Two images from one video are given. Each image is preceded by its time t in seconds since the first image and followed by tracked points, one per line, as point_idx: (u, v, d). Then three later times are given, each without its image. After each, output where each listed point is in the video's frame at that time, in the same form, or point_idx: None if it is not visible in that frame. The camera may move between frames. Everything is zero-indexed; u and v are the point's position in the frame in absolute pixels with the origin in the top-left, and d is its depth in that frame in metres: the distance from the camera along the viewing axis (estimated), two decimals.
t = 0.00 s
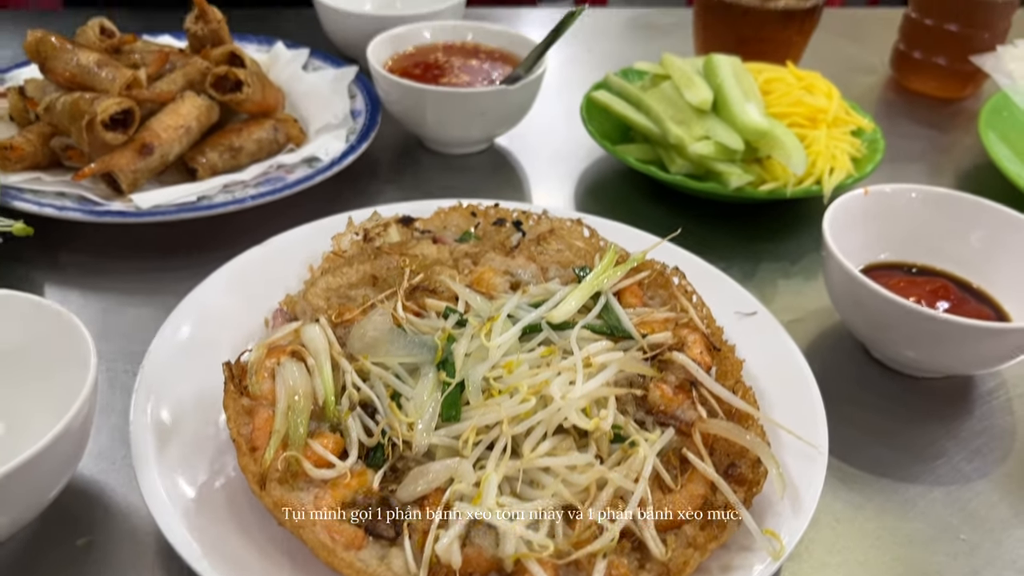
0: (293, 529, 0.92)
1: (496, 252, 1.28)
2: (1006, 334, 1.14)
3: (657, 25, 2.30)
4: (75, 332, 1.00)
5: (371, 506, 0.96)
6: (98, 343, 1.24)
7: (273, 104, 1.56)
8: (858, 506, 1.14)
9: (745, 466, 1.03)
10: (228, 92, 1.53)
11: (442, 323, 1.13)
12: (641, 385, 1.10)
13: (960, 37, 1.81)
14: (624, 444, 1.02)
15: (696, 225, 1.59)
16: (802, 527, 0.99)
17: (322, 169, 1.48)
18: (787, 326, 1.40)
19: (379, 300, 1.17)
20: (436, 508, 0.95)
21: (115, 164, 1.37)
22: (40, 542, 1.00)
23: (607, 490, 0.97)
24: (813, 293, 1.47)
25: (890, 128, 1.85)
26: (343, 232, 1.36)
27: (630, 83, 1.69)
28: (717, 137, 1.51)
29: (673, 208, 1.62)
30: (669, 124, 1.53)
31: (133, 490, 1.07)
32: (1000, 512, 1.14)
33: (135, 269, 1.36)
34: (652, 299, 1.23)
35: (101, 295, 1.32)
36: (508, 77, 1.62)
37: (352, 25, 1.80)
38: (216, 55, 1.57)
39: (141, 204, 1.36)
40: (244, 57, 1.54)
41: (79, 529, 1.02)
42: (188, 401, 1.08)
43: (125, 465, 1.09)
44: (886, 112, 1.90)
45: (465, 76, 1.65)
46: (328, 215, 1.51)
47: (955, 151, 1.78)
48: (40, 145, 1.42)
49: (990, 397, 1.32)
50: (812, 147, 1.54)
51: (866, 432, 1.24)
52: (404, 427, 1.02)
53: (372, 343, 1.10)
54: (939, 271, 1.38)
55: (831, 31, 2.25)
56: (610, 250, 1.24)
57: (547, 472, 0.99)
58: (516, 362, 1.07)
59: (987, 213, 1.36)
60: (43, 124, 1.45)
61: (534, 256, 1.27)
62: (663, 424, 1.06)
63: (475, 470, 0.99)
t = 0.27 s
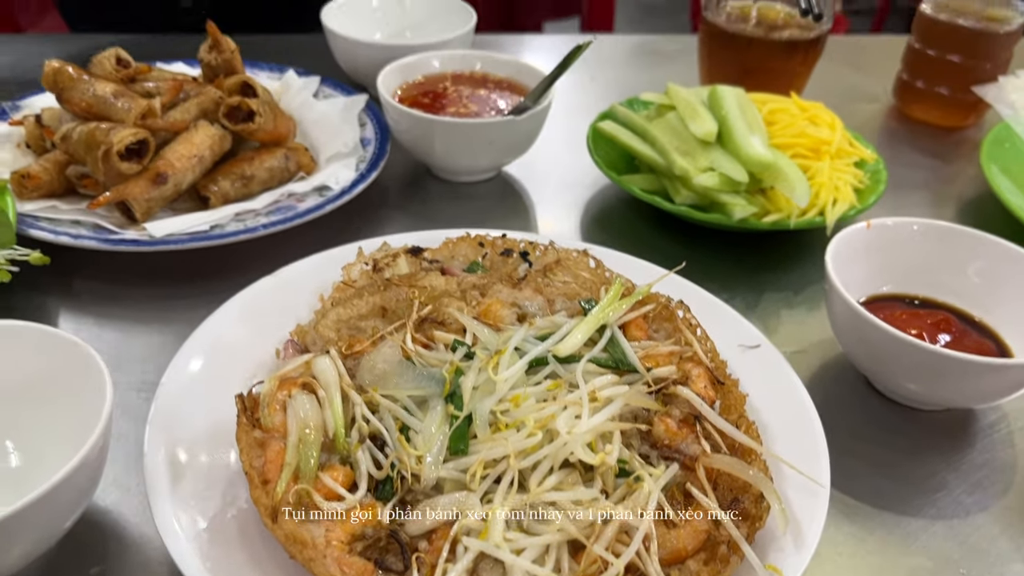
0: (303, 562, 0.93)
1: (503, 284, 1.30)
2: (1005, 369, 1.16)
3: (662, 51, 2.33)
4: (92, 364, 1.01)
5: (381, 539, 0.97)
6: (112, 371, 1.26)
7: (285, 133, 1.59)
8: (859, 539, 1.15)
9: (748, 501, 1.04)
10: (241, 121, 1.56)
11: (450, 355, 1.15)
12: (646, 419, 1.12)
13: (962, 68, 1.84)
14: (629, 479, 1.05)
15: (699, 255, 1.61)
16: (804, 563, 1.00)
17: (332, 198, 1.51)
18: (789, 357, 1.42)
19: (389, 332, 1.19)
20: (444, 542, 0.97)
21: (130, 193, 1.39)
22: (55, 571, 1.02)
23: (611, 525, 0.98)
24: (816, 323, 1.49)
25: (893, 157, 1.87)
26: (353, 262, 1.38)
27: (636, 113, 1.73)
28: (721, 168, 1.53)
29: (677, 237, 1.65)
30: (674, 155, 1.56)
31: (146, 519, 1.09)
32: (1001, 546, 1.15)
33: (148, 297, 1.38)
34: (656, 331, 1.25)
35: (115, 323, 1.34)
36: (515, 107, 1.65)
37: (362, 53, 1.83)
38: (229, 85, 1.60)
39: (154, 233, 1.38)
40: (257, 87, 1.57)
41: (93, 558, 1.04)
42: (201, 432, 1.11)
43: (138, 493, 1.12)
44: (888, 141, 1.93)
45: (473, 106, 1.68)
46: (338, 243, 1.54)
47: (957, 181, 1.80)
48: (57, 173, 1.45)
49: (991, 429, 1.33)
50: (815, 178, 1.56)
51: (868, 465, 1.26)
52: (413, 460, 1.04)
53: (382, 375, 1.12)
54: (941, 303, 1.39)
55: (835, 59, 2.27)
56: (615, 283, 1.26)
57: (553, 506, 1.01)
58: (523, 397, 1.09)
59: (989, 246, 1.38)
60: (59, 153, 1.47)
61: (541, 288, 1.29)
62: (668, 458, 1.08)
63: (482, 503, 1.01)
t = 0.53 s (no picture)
0: None
1: (521, 305, 1.31)
2: (1020, 396, 1.16)
3: (675, 72, 2.35)
4: (118, 384, 1.03)
5: (402, 559, 0.98)
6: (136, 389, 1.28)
7: (305, 153, 1.61)
8: (875, 564, 1.16)
9: (765, 525, 1.05)
10: (263, 141, 1.58)
11: (470, 377, 1.16)
12: (663, 442, 1.13)
13: (976, 92, 1.85)
14: (647, 502, 1.06)
15: (713, 276, 1.62)
16: None
17: (352, 217, 1.53)
18: (804, 380, 1.43)
19: (409, 352, 1.20)
20: (464, 563, 0.97)
21: (153, 212, 1.41)
22: None
23: (629, 547, 0.99)
24: (830, 346, 1.50)
25: (906, 179, 1.88)
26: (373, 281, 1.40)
27: (651, 135, 1.75)
28: (736, 191, 1.54)
29: (691, 258, 1.67)
30: (689, 178, 1.58)
31: (169, 536, 1.10)
32: (1016, 571, 1.16)
33: (171, 315, 1.41)
34: (673, 354, 1.26)
35: (138, 340, 1.36)
36: (532, 129, 1.68)
37: (381, 74, 1.85)
38: (250, 105, 1.63)
39: (178, 251, 1.40)
40: (278, 108, 1.59)
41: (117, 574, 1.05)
42: (224, 450, 1.12)
43: (161, 509, 1.13)
44: (902, 163, 1.94)
45: (490, 127, 1.71)
46: (357, 262, 1.56)
47: (971, 203, 1.81)
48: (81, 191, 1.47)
49: (1006, 454, 1.33)
50: (830, 202, 1.57)
51: (882, 489, 1.27)
52: (434, 480, 1.05)
53: (402, 396, 1.14)
54: (955, 328, 1.40)
55: (847, 81, 2.29)
56: (632, 306, 1.27)
57: (571, 528, 1.02)
58: (542, 419, 1.10)
59: (1003, 271, 1.38)
60: (84, 171, 1.49)
61: (558, 310, 1.30)
62: (685, 481, 1.09)
63: (502, 525, 1.02)
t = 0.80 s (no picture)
0: None
1: (544, 321, 1.31)
2: None
3: (695, 89, 2.36)
4: (144, 395, 1.04)
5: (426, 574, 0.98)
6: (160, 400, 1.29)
7: (329, 167, 1.63)
8: None
9: (790, 547, 1.04)
10: (288, 155, 1.59)
11: (494, 394, 1.16)
12: (687, 461, 1.13)
13: (998, 111, 1.85)
14: (670, 522, 1.05)
15: (734, 293, 1.62)
16: None
17: (375, 232, 1.54)
18: (825, 399, 1.43)
19: (433, 367, 1.21)
20: None
21: (180, 225, 1.42)
22: None
23: (654, 567, 1.00)
24: (851, 366, 1.50)
25: (927, 198, 1.87)
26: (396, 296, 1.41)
27: (672, 152, 1.76)
28: (758, 210, 1.54)
29: (711, 275, 1.67)
30: (711, 196, 1.58)
31: (194, 548, 1.11)
32: None
33: (195, 327, 1.42)
34: (696, 373, 1.26)
35: (163, 352, 1.37)
36: (554, 146, 1.69)
37: (403, 89, 1.87)
38: (275, 120, 1.64)
39: (203, 264, 1.41)
40: (303, 123, 1.61)
41: None
42: (248, 463, 1.13)
43: (186, 522, 1.14)
44: (922, 182, 1.93)
45: (512, 143, 1.72)
46: (379, 276, 1.57)
47: (993, 223, 1.80)
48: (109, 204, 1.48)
49: None
50: (851, 221, 1.57)
51: (906, 511, 1.26)
52: (458, 496, 1.05)
53: (427, 412, 1.15)
54: (978, 349, 1.40)
55: (867, 100, 2.29)
56: (655, 324, 1.28)
57: (596, 547, 1.02)
58: (566, 437, 1.11)
59: None
60: (111, 183, 1.51)
61: (581, 326, 1.30)
62: (709, 501, 1.10)
63: (526, 542, 1.02)
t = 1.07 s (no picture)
0: None
1: (576, 336, 1.31)
2: None
3: (722, 103, 2.36)
4: (181, 405, 1.04)
5: None
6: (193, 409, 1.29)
7: (360, 178, 1.63)
8: None
9: (828, 569, 1.03)
10: (320, 167, 1.60)
11: (528, 409, 1.15)
12: (722, 480, 1.12)
13: None
14: (707, 542, 1.05)
15: (764, 309, 1.61)
16: None
17: (406, 244, 1.55)
18: (859, 418, 1.41)
19: (466, 381, 1.20)
20: None
21: (213, 234, 1.43)
22: None
23: None
24: (885, 384, 1.48)
25: (960, 216, 1.86)
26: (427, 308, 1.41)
27: (703, 165, 1.76)
28: (791, 227, 1.54)
29: (741, 290, 1.66)
30: (744, 212, 1.58)
31: (226, 559, 1.10)
32: None
33: (226, 336, 1.42)
34: (731, 391, 1.25)
35: (195, 361, 1.37)
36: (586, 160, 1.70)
37: (433, 101, 1.88)
38: (307, 131, 1.65)
39: (236, 273, 1.42)
40: (335, 135, 1.61)
41: None
42: (282, 474, 1.13)
43: (218, 531, 1.13)
44: (955, 200, 1.92)
45: (543, 156, 1.73)
46: (410, 288, 1.57)
47: None
48: (143, 212, 1.48)
49: None
50: (885, 239, 1.56)
51: (944, 534, 1.24)
52: (493, 512, 1.04)
53: (461, 427, 1.13)
54: (1017, 371, 1.39)
55: (897, 116, 2.28)
56: (689, 340, 1.27)
57: (632, 565, 1.02)
58: (601, 454, 1.10)
59: None
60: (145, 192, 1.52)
61: (614, 341, 1.30)
62: (745, 521, 1.08)
63: (561, 560, 1.01)
